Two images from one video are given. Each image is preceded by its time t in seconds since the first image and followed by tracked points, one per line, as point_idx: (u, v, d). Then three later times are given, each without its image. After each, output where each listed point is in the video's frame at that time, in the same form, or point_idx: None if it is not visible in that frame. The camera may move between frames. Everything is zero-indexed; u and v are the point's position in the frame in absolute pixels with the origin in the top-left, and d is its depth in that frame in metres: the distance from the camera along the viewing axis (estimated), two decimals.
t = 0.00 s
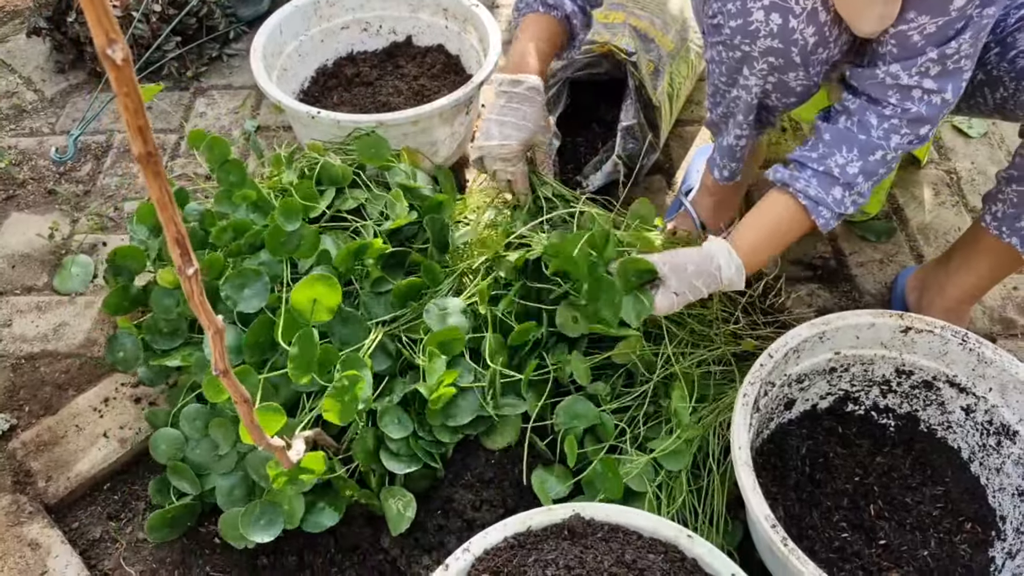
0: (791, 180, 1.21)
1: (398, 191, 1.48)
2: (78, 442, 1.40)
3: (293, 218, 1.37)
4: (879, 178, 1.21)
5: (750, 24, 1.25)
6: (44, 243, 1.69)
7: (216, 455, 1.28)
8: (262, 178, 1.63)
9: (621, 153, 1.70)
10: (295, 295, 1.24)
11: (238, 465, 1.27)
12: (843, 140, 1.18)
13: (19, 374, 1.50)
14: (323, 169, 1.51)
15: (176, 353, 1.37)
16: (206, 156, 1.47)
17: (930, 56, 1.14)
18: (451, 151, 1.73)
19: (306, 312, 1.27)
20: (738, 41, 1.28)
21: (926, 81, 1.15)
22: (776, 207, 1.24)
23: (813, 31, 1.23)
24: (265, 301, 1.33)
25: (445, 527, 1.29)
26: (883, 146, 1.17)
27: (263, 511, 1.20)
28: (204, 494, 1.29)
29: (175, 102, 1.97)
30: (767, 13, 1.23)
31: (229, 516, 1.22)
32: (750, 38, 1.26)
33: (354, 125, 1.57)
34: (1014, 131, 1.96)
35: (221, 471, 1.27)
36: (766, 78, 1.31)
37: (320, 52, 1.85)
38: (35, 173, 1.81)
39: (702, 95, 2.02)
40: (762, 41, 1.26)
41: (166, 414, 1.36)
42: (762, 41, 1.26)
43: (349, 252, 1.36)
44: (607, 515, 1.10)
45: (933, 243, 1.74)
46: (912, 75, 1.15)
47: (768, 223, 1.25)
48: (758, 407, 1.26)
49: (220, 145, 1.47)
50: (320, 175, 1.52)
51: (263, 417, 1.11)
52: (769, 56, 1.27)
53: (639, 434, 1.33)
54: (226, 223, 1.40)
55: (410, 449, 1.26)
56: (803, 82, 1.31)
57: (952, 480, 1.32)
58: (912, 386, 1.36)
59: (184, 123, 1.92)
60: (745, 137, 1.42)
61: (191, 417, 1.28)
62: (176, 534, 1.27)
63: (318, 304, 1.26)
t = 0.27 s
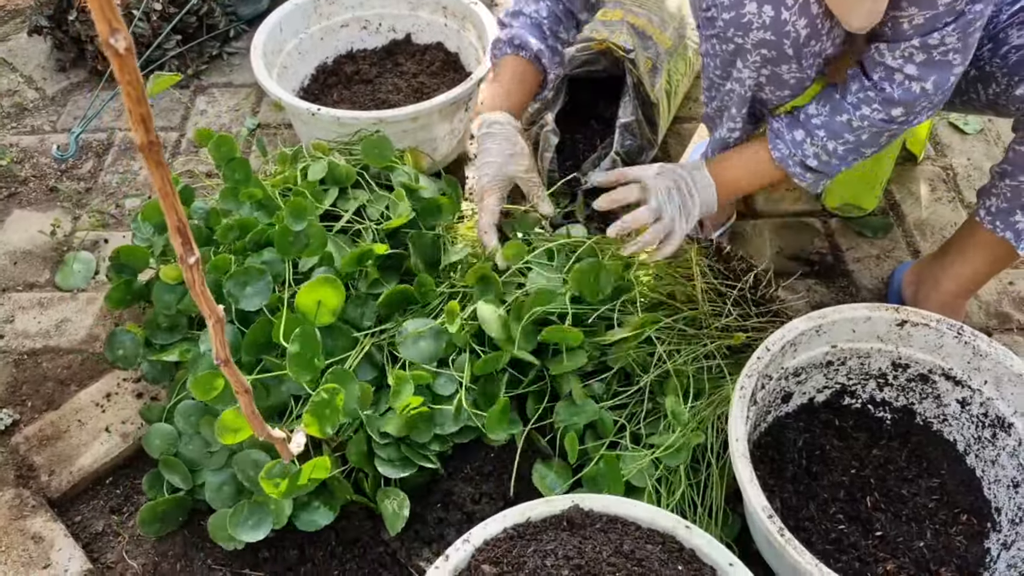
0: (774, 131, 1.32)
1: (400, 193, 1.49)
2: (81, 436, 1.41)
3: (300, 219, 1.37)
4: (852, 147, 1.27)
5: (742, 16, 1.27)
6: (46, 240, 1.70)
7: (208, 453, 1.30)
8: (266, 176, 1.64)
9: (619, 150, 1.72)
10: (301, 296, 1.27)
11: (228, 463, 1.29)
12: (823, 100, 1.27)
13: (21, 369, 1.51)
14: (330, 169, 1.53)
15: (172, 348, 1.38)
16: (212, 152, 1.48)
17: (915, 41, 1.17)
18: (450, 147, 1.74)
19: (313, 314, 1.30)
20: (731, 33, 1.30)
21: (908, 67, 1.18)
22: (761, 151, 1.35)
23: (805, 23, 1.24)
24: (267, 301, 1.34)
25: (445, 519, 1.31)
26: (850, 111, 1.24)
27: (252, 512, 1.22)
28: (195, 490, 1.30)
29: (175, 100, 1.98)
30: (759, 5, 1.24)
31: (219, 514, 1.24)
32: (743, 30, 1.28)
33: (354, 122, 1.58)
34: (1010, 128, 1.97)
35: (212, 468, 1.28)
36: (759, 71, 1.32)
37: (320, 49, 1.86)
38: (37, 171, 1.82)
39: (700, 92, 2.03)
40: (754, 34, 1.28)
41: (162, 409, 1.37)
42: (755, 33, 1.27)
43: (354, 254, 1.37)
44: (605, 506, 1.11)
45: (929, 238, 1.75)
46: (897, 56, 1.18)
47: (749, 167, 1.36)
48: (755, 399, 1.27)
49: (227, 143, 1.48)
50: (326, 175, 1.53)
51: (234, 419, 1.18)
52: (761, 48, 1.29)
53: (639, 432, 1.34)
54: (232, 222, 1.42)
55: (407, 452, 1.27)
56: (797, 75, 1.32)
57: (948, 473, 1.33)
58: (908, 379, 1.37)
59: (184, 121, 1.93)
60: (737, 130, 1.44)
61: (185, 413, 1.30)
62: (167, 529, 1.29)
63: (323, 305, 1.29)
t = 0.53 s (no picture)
0: (752, 178, 1.31)
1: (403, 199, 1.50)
2: (84, 432, 1.42)
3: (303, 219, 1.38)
4: (831, 176, 1.25)
5: (736, 14, 1.28)
6: (48, 238, 1.71)
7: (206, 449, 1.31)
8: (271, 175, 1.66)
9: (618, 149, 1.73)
10: (305, 294, 1.28)
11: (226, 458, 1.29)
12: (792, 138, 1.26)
13: (25, 365, 1.52)
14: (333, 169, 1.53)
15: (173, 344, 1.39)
16: (222, 149, 1.50)
17: (890, 57, 1.14)
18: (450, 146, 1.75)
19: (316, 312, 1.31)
20: (725, 31, 1.31)
21: (885, 84, 1.16)
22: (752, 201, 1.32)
23: (797, 21, 1.24)
24: (270, 298, 1.34)
25: (445, 514, 1.32)
26: (821, 143, 1.22)
27: (256, 508, 1.23)
28: (194, 485, 1.31)
29: (177, 99, 1.99)
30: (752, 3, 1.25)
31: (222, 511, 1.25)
32: (737, 28, 1.29)
33: (355, 121, 1.59)
34: (1006, 126, 1.98)
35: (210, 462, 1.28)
36: (753, 68, 1.34)
37: (320, 48, 1.87)
38: (39, 169, 1.83)
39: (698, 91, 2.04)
40: (748, 31, 1.29)
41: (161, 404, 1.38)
42: (749, 31, 1.28)
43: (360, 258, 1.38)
44: (604, 499, 1.12)
45: (925, 235, 1.77)
46: (873, 75, 1.16)
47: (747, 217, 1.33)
48: (753, 394, 1.28)
49: (236, 140, 1.50)
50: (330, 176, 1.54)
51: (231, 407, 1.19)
52: (755, 46, 1.30)
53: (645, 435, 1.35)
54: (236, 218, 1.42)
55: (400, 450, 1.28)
56: (790, 72, 1.32)
57: (944, 467, 1.34)
58: (904, 374, 1.39)
59: (186, 120, 1.94)
60: (738, 128, 1.45)
61: (185, 409, 1.31)
62: (165, 523, 1.30)
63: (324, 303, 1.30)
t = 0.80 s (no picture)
0: (780, 170, 1.28)
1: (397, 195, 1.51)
2: (84, 428, 1.43)
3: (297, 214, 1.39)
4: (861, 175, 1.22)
5: (732, 8, 1.29)
6: (48, 235, 1.71)
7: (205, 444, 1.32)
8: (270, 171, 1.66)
9: (616, 146, 1.74)
10: (295, 289, 1.29)
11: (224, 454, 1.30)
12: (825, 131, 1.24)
13: (24, 361, 1.53)
14: (331, 165, 1.55)
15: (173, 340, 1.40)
16: (218, 146, 1.51)
17: (913, 53, 1.14)
18: (449, 143, 1.76)
19: (307, 307, 1.32)
20: (722, 25, 1.32)
21: (910, 81, 1.16)
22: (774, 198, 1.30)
23: (794, 15, 1.26)
24: (265, 294, 1.35)
25: (444, 509, 1.32)
26: (853, 137, 1.20)
27: (250, 503, 1.23)
28: (191, 481, 1.32)
29: (176, 97, 2.00)
30: None
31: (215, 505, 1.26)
32: (733, 21, 1.30)
33: (354, 118, 1.60)
34: (1002, 123, 1.99)
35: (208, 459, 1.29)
36: (749, 62, 1.35)
37: (319, 46, 1.88)
38: (39, 167, 1.84)
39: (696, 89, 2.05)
40: (745, 25, 1.30)
41: (158, 400, 1.39)
42: (745, 25, 1.29)
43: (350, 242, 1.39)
44: (601, 493, 1.12)
45: (922, 232, 1.77)
46: (897, 72, 1.16)
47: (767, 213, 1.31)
48: (750, 388, 1.29)
49: (233, 137, 1.52)
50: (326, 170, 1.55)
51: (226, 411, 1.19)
52: (751, 40, 1.31)
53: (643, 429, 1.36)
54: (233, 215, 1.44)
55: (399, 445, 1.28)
56: (787, 66, 1.34)
57: (940, 462, 1.35)
58: (900, 369, 1.39)
59: (185, 118, 1.95)
60: (731, 123, 1.46)
61: (183, 404, 1.32)
62: (164, 519, 1.30)
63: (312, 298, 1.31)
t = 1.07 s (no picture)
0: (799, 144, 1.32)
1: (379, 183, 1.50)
2: (87, 425, 1.43)
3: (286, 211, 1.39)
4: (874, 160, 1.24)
5: (736, 11, 1.29)
6: (51, 233, 1.72)
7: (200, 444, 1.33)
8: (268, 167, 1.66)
9: (616, 144, 1.75)
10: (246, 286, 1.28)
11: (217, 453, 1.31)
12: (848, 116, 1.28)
13: (27, 359, 1.53)
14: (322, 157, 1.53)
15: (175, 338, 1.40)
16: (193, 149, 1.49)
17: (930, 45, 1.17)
18: (450, 142, 1.77)
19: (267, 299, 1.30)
20: (725, 28, 1.32)
21: (927, 73, 1.18)
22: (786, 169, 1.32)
23: (797, 18, 1.27)
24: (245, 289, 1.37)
25: (446, 505, 1.33)
26: (872, 121, 1.23)
27: (240, 504, 1.23)
28: (186, 481, 1.32)
29: (178, 96, 2.00)
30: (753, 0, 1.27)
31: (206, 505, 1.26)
32: (737, 25, 1.30)
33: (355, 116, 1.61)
34: (1002, 122, 2.00)
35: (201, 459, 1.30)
36: (753, 64, 1.36)
37: (321, 45, 1.88)
38: (42, 166, 1.85)
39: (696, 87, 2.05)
40: (748, 28, 1.30)
41: (153, 400, 1.39)
42: (749, 28, 1.30)
43: (328, 220, 1.38)
44: (603, 488, 1.13)
45: (922, 230, 1.78)
46: (914, 64, 1.19)
47: (779, 183, 1.32)
48: (751, 384, 1.29)
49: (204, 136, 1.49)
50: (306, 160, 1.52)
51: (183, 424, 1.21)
52: (755, 43, 1.32)
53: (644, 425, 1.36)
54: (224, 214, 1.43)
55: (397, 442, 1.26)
56: (789, 67, 1.36)
57: (940, 458, 1.36)
58: (900, 366, 1.40)
59: (187, 117, 1.96)
60: (734, 123, 1.46)
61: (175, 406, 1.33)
62: (158, 519, 1.31)
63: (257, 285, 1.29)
